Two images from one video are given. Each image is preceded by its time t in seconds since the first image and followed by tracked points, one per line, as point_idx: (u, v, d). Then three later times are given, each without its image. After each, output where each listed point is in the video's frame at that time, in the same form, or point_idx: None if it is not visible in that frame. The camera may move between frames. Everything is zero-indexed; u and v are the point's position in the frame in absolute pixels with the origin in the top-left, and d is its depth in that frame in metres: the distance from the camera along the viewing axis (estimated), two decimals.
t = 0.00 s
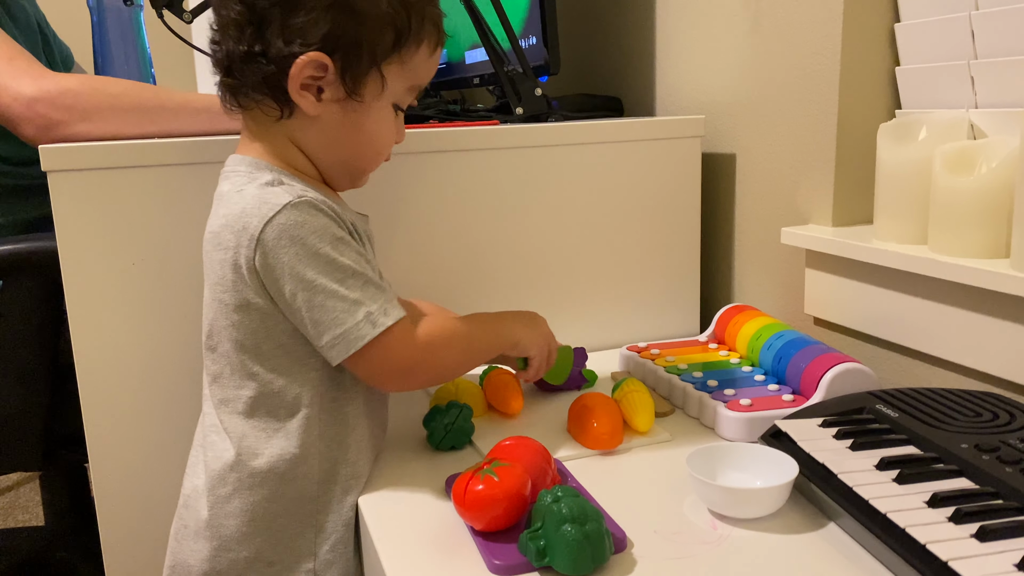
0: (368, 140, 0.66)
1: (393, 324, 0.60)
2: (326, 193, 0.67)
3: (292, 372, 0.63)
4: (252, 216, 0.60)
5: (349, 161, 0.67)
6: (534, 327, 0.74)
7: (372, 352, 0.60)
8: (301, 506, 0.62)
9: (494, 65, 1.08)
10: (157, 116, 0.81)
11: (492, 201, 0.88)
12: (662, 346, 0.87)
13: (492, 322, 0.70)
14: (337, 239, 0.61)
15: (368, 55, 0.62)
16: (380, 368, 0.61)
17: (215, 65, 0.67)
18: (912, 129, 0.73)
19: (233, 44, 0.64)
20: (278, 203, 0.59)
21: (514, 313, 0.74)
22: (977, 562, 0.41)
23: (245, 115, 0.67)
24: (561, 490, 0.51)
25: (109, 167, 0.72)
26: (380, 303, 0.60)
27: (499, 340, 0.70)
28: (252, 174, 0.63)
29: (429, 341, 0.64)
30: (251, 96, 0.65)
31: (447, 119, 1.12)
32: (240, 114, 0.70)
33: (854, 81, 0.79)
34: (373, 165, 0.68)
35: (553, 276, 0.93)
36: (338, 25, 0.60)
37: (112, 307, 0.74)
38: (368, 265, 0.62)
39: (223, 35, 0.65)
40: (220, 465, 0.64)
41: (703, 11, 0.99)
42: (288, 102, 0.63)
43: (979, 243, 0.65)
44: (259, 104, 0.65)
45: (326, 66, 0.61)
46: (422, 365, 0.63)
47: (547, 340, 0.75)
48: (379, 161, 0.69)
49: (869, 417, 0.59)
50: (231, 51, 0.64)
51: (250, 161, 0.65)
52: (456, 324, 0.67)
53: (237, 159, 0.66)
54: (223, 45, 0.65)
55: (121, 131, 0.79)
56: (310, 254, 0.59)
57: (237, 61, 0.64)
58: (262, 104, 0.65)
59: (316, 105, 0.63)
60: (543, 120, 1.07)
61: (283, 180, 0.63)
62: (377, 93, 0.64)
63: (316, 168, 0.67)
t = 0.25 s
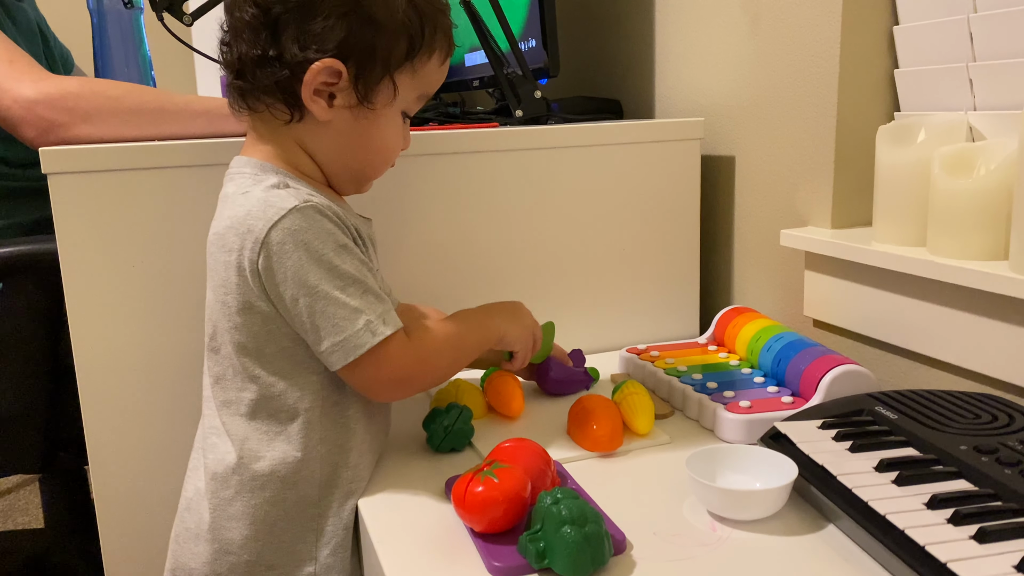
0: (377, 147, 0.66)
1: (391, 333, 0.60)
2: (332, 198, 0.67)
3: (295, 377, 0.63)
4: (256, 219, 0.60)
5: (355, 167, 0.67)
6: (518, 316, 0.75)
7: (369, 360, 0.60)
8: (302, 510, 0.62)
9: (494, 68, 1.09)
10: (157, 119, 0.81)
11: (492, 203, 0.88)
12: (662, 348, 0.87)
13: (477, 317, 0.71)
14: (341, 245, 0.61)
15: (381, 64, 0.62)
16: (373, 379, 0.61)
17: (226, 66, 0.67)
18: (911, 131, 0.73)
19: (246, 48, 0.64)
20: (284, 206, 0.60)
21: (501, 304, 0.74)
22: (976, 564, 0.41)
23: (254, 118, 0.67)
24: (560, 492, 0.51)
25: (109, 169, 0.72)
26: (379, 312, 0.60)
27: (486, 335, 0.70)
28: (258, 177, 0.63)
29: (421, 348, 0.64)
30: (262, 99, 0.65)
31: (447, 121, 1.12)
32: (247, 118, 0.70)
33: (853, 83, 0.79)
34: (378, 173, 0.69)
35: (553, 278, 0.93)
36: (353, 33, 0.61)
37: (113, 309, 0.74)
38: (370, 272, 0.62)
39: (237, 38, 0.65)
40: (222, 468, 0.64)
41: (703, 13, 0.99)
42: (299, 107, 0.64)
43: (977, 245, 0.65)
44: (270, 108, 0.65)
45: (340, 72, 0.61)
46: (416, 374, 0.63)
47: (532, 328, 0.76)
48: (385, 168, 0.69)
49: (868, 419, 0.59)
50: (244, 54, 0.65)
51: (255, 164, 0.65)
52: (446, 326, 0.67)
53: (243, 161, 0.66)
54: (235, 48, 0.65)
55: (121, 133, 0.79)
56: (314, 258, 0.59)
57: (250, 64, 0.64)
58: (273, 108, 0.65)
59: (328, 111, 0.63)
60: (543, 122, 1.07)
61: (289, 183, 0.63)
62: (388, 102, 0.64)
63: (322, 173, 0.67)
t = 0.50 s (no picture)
0: (375, 149, 0.66)
1: (391, 331, 0.61)
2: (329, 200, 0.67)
3: (293, 377, 0.63)
4: (255, 220, 0.60)
5: (352, 170, 0.67)
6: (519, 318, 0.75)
7: (371, 359, 0.60)
8: (300, 511, 0.62)
9: (494, 70, 1.09)
10: (156, 121, 0.81)
11: (491, 206, 0.88)
12: (662, 350, 0.87)
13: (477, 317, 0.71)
14: (340, 244, 0.61)
15: (379, 67, 0.62)
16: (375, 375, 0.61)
17: (224, 67, 0.67)
18: (911, 133, 0.73)
19: (244, 49, 0.64)
20: (282, 206, 0.60)
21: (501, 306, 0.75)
22: (975, 566, 0.41)
23: (250, 119, 0.67)
24: (560, 494, 0.51)
25: (109, 172, 0.72)
26: (380, 310, 0.61)
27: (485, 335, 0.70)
28: (255, 178, 0.63)
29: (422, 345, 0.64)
30: (259, 101, 0.65)
31: (447, 123, 1.12)
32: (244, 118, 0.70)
33: (852, 85, 0.79)
34: (376, 174, 0.69)
35: (552, 280, 0.93)
36: (351, 36, 0.61)
37: (112, 311, 0.74)
38: (369, 271, 0.63)
39: (235, 39, 0.65)
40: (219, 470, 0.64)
41: (702, 15, 0.99)
42: (296, 108, 0.63)
43: (977, 246, 0.65)
44: (267, 109, 0.65)
45: (337, 75, 0.61)
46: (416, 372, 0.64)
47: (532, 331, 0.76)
48: (383, 170, 0.69)
49: (868, 421, 0.59)
50: (241, 55, 0.65)
51: (252, 165, 0.65)
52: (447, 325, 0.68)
53: (239, 162, 0.66)
54: (233, 49, 0.65)
55: (120, 135, 0.79)
56: (313, 258, 0.59)
57: (247, 65, 0.64)
58: (270, 109, 0.65)
59: (324, 113, 0.63)
60: (542, 124, 1.07)
61: (286, 184, 0.63)
62: (385, 105, 0.64)
63: (319, 175, 0.67)
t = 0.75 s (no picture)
0: (371, 152, 0.66)
1: (391, 332, 0.61)
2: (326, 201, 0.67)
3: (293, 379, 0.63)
4: (254, 223, 0.60)
5: (347, 172, 0.67)
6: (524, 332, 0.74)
7: (371, 359, 0.60)
8: (301, 512, 0.62)
9: (494, 71, 1.09)
10: (157, 123, 0.81)
11: (492, 207, 0.88)
12: (663, 352, 0.87)
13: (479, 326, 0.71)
14: (340, 246, 0.61)
15: (372, 69, 0.62)
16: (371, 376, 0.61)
17: (220, 69, 0.67)
18: (911, 135, 0.73)
19: (238, 52, 0.65)
20: (282, 209, 0.60)
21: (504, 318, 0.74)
22: (978, 568, 0.41)
23: (245, 121, 0.67)
24: (561, 496, 0.51)
25: (110, 173, 0.72)
26: (380, 311, 0.61)
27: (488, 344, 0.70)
28: (253, 180, 0.63)
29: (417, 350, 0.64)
30: (253, 103, 0.65)
31: (448, 124, 1.12)
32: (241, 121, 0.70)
33: (853, 87, 0.79)
34: (372, 177, 0.69)
35: (553, 281, 0.93)
36: (343, 38, 0.61)
37: (113, 312, 0.74)
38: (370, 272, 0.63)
39: (229, 41, 0.65)
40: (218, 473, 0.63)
41: (703, 17, 0.99)
42: (289, 110, 0.64)
43: (978, 248, 0.65)
44: (261, 112, 0.65)
45: (329, 77, 0.61)
46: (414, 373, 0.64)
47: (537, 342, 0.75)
48: (379, 172, 0.69)
49: (869, 422, 0.59)
50: (235, 58, 0.65)
51: (250, 168, 0.65)
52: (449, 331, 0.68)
53: (237, 165, 0.66)
54: (228, 51, 0.66)
55: (121, 137, 0.79)
56: (313, 260, 0.59)
57: (241, 68, 0.65)
58: (264, 112, 0.65)
59: (318, 115, 0.63)
60: (543, 126, 1.07)
61: (285, 186, 0.63)
62: (378, 107, 0.64)
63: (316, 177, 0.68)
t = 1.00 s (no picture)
0: (380, 156, 0.66)
1: (397, 341, 0.61)
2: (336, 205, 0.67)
3: (302, 383, 0.63)
4: (266, 226, 0.60)
5: (356, 176, 0.67)
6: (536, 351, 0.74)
7: (376, 366, 0.60)
8: (306, 516, 0.63)
9: (496, 74, 1.09)
10: (159, 126, 0.81)
11: (494, 210, 0.89)
12: (664, 354, 0.87)
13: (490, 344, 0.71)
14: (351, 252, 0.61)
15: (382, 74, 0.62)
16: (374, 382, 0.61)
17: (232, 72, 0.68)
18: (912, 137, 0.73)
19: (250, 55, 0.65)
20: (294, 213, 0.60)
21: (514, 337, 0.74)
22: (978, 570, 0.41)
23: (256, 124, 0.68)
24: (562, 498, 0.51)
25: (112, 176, 0.72)
26: (388, 318, 0.61)
27: (499, 361, 0.70)
28: (264, 183, 0.64)
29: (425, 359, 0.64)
30: (264, 106, 0.66)
31: (449, 127, 1.12)
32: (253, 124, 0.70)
33: (854, 89, 0.79)
34: (381, 181, 0.69)
35: (554, 283, 0.93)
36: (354, 42, 0.61)
37: (115, 315, 0.74)
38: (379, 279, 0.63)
39: (241, 44, 0.66)
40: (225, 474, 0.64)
41: (704, 19, 0.99)
42: (300, 114, 0.64)
43: (979, 250, 0.65)
44: (272, 115, 0.65)
45: (339, 82, 0.61)
46: (418, 384, 0.63)
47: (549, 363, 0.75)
48: (388, 176, 0.69)
49: (871, 425, 0.59)
50: (248, 61, 0.65)
51: (261, 170, 0.65)
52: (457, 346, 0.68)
53: (248, 168, 0.66)
54: (241, 54, 0.66)
55: (124, 140, 0.80)
56: (322, 265, 0.59)
57: (253, 71, 0.65)
58: (274, 115, 0.65)
59: (327, 119, 0.63)
60: (544, 128, 1.07)
61: (296, 189, 0.63)
62: (388, 112, 0.64)
63: (325, 181, 0.68)
